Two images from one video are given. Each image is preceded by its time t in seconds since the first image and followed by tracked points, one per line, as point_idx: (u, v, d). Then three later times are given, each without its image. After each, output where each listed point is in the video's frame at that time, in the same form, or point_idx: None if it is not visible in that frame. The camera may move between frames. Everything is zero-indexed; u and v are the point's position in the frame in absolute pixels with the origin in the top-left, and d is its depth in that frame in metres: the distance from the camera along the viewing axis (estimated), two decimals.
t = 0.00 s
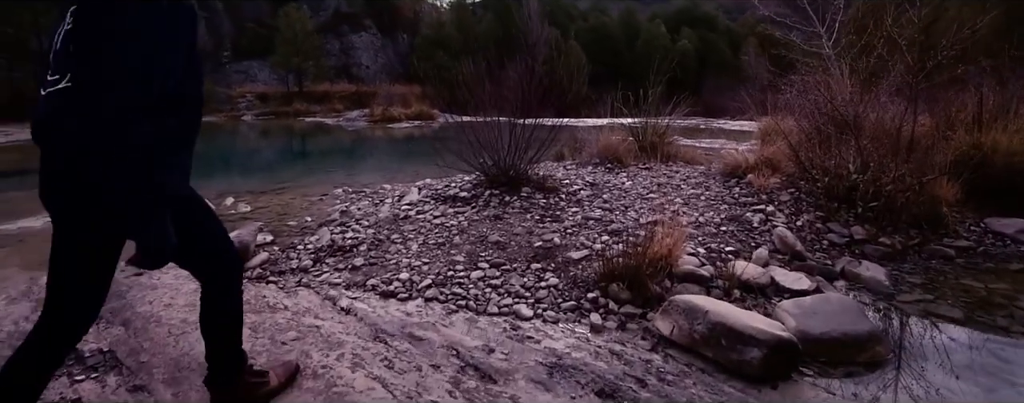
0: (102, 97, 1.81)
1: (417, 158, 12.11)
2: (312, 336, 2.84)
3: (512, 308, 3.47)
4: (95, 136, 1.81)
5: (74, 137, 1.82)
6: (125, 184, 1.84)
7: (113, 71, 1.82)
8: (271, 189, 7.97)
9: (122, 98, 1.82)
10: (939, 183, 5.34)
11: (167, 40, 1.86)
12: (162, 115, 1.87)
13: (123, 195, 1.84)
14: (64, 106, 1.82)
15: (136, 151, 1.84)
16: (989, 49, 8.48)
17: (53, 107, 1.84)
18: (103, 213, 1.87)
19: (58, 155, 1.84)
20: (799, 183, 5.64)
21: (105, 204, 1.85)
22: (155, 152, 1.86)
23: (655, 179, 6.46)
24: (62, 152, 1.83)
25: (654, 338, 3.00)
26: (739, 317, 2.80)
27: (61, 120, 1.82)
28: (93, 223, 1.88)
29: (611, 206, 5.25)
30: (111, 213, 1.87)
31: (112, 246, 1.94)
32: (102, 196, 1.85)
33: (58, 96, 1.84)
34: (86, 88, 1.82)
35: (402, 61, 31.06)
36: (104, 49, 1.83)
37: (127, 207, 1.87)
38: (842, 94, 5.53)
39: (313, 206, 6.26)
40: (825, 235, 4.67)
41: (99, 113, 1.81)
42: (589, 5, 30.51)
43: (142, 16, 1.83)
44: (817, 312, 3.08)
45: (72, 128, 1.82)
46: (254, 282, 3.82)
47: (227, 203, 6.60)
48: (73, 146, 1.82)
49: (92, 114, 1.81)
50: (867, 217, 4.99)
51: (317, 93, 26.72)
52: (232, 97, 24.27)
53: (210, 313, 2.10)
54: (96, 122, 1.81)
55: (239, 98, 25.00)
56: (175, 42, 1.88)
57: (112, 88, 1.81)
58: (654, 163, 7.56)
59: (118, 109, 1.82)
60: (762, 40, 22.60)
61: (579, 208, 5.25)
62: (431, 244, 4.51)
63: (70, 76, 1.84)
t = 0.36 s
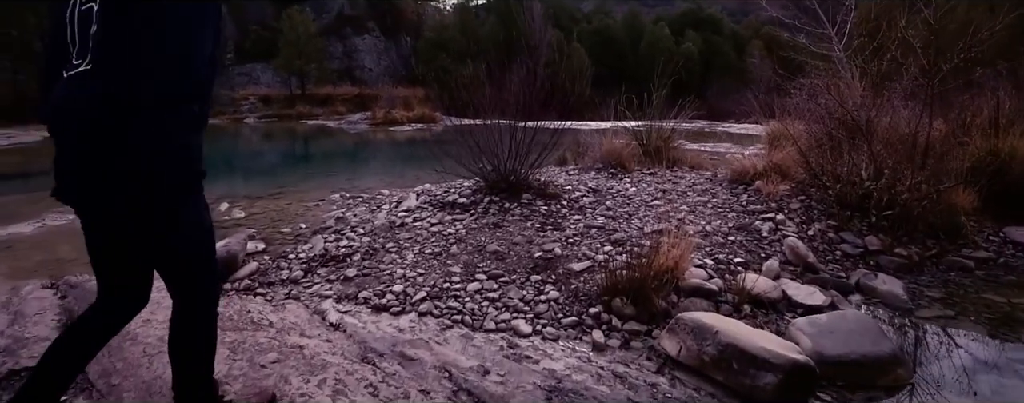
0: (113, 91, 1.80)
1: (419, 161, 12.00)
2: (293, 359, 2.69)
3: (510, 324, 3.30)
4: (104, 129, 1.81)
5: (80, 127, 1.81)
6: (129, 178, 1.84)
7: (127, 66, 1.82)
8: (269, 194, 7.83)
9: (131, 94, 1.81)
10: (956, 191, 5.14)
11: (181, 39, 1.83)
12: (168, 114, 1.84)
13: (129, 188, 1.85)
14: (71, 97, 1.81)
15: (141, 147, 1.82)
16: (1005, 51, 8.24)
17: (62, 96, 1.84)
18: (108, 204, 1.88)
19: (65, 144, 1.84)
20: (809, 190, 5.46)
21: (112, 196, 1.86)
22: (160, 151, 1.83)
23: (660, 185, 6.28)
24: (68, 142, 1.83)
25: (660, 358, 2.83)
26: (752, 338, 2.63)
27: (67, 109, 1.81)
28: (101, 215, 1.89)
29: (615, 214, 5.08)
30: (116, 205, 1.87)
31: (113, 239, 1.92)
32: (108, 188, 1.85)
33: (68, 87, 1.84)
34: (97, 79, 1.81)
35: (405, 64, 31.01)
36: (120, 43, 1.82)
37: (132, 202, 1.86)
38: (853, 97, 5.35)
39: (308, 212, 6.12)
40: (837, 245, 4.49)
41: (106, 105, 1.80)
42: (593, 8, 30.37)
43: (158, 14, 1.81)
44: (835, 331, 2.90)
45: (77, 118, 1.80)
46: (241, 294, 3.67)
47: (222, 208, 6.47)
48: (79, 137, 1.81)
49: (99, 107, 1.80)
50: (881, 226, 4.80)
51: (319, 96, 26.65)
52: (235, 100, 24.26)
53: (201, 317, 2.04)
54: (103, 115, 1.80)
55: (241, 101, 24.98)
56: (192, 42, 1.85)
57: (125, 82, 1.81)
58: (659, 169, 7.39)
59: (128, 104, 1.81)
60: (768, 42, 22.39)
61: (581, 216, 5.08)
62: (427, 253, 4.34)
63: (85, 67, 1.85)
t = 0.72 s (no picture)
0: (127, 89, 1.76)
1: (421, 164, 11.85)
2: (267, 389, 2.52)
3: (506, 343, 3.11)
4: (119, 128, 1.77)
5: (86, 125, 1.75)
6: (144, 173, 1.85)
7: (147, 65, 1.78)
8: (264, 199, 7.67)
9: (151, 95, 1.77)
10: (976, 200, 4.91)
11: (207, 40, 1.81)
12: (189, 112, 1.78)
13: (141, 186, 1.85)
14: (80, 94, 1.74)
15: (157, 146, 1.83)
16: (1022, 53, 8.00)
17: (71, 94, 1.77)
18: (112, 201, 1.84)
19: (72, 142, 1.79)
20: (822, 198, 5.24)
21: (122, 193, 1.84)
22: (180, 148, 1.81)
23: (665, 191, 6.06)
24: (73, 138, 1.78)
25: (667, 385, 2.67)
26: (765, 364, 2.48)
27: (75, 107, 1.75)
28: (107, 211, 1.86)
29: (618, 223, 4.87)
30: (121, 201, 1.84)
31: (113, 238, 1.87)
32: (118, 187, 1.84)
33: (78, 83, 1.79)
34: (110, 76, 1.75)
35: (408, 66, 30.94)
36: (140, 40, 1.78)
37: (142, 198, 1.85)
38: (865, 100, 5.17)
39: (302, 219, 5.95)
40: (853, 257, 4.27)
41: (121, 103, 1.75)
42: (597, 9, 30.17)
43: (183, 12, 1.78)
44: (857, 356, 2.68)
45: (82, 115, 1.74)
46: (224, 309, 3.50)
47: (215, 215, 6.31)
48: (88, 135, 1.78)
49: (114, 104, 1.74)
50: (898, 237, 4.58)
51: (322, 98, 26.58)
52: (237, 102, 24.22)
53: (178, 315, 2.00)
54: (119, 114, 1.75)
55: (244, 104, 24.95)
56: (218, 42, 1.83)
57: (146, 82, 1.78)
58: (664, 174, 7.18)
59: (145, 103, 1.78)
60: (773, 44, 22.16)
61: (583, 225, 4.87)
62: (422, 265, 4.15)
63: (99, 64, 1.76)
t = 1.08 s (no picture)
0: (131, 94, 1.87)
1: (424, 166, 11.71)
2: None
3: (504, 365, 2.94)
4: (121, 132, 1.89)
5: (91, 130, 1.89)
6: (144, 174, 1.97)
7: (146, 73, 1.88)
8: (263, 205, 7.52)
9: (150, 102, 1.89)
10: (1002, 208, 4.65)
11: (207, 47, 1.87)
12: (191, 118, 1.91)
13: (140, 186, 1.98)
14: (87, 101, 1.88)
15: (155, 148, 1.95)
16: None
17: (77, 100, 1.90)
18: (115, 200, 1.97)
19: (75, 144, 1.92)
20: (837, 206, 5.02)
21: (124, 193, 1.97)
22: (181, 151, 1.97)
23: (672, 198, 5.83)
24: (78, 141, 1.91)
25: None
26: (780, 391, 2.30)
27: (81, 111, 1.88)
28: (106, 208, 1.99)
29: (623, 232, 4.67)
30: (121, 201, 1.97)
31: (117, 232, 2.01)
32: (118, 187, 1.97)
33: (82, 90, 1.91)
34: (114, 84, 1.88)
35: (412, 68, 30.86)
36: (141, 49, 1.89)
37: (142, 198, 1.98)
38: (875, 104, 5.07)
39: (297, 227, 5.79)
40: (871, 270, 4.05)
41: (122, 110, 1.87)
42: (602, 9, 30.00)
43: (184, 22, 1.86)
44: (883, 385, 2.52)
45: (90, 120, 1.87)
46: (208, 327, 3.36)
47: (209, 222, 6.15)
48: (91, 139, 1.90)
49: (116, 110, 1.86)
50: (918, 247, 4.36)
51: (326, 101, 26.52)
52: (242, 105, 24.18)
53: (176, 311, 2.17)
54: (120, 119, 1.87)
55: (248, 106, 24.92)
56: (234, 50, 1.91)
57: (150, 88, 1.88)
58: (671, 179, 6.97)
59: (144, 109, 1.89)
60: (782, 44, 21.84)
61: (586, 234, 4.66)
62: (416, 278, 3.96)
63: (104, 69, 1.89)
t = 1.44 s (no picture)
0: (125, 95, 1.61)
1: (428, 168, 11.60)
2: None
3: (501, 386, 2.83)
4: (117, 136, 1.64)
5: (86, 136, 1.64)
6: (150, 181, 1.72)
7: (138, 68, 1.62)
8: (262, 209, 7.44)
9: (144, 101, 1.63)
10: None
11: (203, 37, 1.63)
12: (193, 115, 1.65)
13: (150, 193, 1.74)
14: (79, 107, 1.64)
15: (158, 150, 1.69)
16: None
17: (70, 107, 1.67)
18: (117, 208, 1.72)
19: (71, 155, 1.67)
20: (852, 212, 4.84)
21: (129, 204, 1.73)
22: (182, 150, 1.68)
23: (679, 203, 5.65)
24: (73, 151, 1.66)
25: None
26: None
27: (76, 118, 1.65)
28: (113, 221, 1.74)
29: (629, 240, 4.51)
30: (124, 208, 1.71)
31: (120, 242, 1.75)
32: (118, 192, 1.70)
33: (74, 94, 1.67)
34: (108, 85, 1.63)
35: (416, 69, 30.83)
36: (128, 42, 1.63)
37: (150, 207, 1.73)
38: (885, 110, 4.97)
39: (295, 233, 5.67)
40: (890, 281, 3.87)
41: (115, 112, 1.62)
42: (607, 9, 29.85)
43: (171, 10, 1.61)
44: None
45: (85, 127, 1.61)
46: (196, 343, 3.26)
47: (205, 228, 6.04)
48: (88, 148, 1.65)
49: (111, 113, 1.60)
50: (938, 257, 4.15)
51: (330, 102, 26.53)
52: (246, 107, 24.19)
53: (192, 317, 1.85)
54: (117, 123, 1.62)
55: (253, 108, 24.94)
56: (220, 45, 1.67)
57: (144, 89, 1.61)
58: (677, 183, 6.80)
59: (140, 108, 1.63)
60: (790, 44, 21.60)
61: (590, 243, 4.49)
62: (413, 289, 3.79)
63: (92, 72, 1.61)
